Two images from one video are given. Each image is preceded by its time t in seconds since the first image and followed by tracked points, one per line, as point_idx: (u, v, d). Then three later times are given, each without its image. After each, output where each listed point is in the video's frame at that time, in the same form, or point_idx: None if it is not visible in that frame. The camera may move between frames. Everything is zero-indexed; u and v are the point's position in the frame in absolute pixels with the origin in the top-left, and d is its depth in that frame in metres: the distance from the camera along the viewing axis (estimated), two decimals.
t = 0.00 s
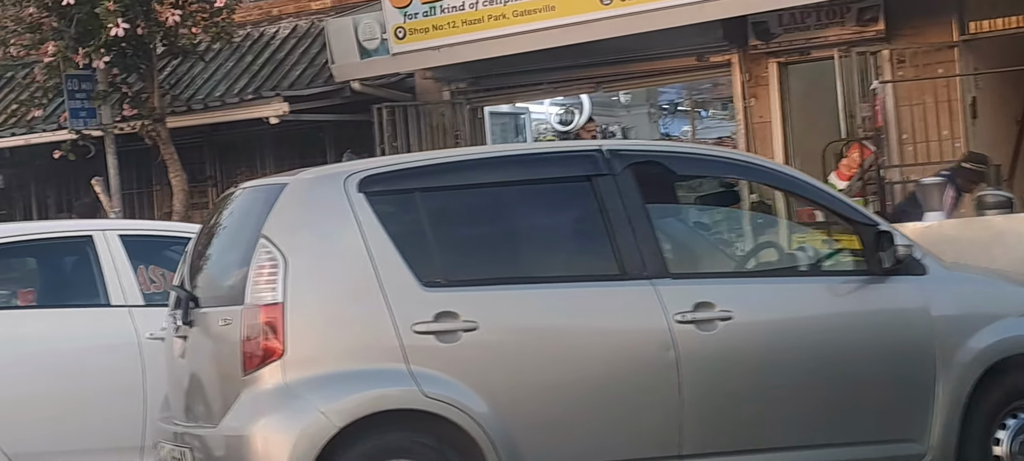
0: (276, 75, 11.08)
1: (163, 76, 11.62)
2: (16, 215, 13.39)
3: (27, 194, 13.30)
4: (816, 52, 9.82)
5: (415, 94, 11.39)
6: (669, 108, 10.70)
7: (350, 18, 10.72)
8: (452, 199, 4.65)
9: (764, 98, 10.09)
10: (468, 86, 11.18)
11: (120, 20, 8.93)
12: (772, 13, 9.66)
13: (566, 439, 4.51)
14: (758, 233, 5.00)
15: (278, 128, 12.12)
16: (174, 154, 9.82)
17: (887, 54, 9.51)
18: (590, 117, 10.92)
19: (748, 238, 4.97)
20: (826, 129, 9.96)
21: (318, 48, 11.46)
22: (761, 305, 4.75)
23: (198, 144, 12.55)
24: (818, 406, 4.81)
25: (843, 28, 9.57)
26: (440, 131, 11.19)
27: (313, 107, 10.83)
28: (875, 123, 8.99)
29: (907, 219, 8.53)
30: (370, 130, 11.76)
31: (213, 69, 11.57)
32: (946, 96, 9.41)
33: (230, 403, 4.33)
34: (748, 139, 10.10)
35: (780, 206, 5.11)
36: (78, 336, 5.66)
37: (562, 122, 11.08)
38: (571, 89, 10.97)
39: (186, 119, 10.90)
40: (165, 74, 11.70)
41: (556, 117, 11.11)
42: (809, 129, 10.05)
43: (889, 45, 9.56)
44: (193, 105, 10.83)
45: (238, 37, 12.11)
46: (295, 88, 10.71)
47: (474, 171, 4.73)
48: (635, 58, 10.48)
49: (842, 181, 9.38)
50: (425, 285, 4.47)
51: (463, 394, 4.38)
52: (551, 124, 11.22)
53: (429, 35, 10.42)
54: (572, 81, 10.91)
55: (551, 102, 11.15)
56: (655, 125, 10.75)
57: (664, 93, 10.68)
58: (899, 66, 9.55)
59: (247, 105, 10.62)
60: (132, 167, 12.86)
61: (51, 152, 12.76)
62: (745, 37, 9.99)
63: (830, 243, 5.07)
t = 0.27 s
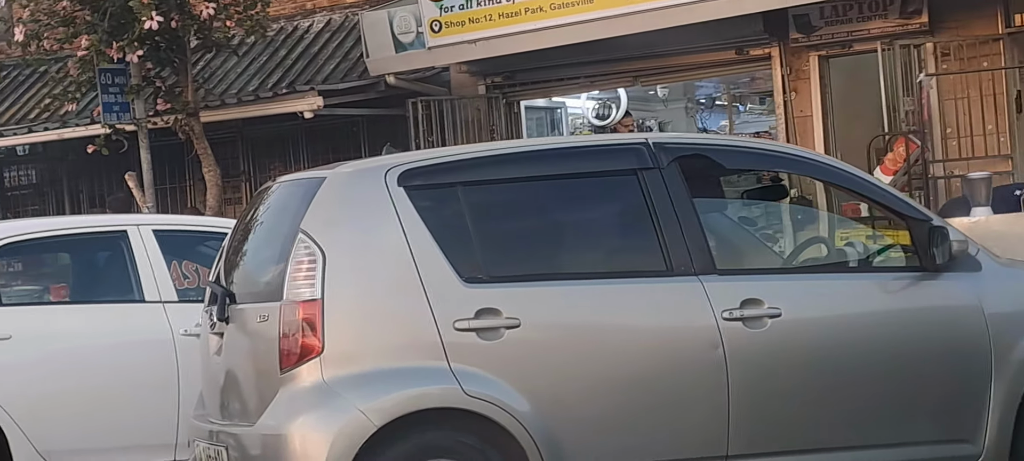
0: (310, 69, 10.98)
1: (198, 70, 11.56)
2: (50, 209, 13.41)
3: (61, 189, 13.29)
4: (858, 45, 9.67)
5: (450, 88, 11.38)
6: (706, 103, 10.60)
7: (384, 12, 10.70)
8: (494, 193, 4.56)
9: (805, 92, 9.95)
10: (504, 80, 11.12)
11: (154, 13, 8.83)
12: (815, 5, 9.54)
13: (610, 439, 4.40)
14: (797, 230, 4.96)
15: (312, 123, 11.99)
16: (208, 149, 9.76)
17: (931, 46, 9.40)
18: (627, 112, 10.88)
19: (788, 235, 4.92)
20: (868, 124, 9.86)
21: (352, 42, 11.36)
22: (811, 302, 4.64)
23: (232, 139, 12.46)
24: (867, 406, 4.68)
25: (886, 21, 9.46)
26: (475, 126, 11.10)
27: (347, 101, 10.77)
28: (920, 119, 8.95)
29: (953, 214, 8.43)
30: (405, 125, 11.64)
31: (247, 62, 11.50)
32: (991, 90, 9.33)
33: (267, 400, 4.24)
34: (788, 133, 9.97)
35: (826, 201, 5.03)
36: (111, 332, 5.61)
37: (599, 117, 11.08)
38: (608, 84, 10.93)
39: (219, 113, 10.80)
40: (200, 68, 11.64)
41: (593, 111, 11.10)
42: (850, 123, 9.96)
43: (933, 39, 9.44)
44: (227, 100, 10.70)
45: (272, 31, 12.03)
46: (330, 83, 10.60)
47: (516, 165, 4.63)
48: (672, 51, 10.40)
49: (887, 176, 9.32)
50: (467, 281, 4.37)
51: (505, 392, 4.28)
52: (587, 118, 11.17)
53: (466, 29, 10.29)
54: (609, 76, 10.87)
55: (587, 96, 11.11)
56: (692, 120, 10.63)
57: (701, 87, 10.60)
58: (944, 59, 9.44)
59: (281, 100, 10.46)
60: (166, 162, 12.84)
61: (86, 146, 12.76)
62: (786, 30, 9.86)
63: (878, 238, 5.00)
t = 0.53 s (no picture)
0: (325, 65, 10.97)
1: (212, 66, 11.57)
2: (64, 205, 13.44)
3: (76, 184, 13.31)
4: (873, 41, 9.66)
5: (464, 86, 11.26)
6: (720, 99, 10.68)
7: (400, 7, 10.66)
8: (510, 189, 4.55)
9: (820, 89, 9.93)
10: (519, 77, 11.08)
11: (170, 10, 8.86)
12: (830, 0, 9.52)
13: (626, 437, 4.39)
14: (812, 227, 4.97)
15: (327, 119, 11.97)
16: (223, 144, 9.77)
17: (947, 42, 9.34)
18: (641, 108, 11.00)
19: (803, 232, 4.92)
20: (883, 122, 9.85)
21: (366, 38, 11.36)
22: (828, 299, 4.63)
23: (247, 134, 12.46)
24: (883, 404, 4.67)
25: (900, 17, 9.42)
26: (489, 121, 11.12)
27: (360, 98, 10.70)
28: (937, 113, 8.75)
29: (969, 212, 8.41)
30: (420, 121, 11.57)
31: (261, 58, 11.49)
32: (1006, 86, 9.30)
33: (282, 396, 4.23)
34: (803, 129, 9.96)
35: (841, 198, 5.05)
36: (126, 328, 5.63)
37: (612, 113, 11.22)
38: (622, 81, 10.94)
39: (234, 110, 10.78)
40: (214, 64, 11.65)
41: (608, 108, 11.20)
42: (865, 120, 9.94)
43: (947, 35, 9.40)
44: (242, 95, 10.69)
45: (287, 27, 12.01)
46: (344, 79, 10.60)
47: (532, 161, 4.62)
48: (686, 49, 10.37)
49: (904, 172, 9.27)
50: (483, 277, 4.37)
51: (521, 389, 4.27)
52: (603, 114, 11.32)
53: (479, 25, 10.34)
54: (623, 73, 10.86)
55: (601, 93, 11.20)
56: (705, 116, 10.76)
57: (716, 83, 10.64)
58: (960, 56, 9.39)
59: (296, 96, 10.39)
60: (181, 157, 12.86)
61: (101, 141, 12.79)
62: (801, 25, 9.83)
63: (893, 235, 4.99)
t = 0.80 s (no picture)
0: (334, 62, 10.99)
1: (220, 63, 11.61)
2: (73, 202, 13.49)
3: (85, 180, 13.35)
4: (880, 39, 9.68)
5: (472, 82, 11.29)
6: (727, 95, 10.85)
7: (407, 5, 10.66)
8: (516, 185, 4.56)
9: (827, 85, 9.91)
10: (527, 74, 11.09)
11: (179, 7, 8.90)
12: None
13: (632, 433, 4.41)
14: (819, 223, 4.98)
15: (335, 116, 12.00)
16: (232, 141, 9.80)
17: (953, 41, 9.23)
18: (649, 105, 11.13)
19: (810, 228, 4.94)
20: (890, 120, 9.89)
21: (375, 35, 11.38)
22: (834, 296, 4.63)
23: (255, 131, 12.49)
24: (889, 400, 4.67)
25: (907, 15, 9.40)
26: (498, 118, 11.10)
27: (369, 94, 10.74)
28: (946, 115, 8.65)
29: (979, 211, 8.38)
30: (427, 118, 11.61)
31: (270, 55, 11.52)
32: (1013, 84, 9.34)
33: (290, 391, 4.25)
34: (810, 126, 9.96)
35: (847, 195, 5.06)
36: (134, 323, 5.65)
37: (621, 110, 11.35)
38: (630, 78, 10.94)
39: (242, 106, 10.83)
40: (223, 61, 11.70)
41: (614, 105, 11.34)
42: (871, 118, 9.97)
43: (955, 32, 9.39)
44: (250, 92, 10.72)
45: (295, 24, 12.03)
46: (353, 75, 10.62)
47: (538, 157, 4.63)
48: (694, 46, 10.38)
49: (911, 169, 9.32)
50: (490, 273, 4.38)
51: (527, 384, 4.29)
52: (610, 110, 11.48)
53: (487, 22, 10.36)
54: (631, 70, 10.86)
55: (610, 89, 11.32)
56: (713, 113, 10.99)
57: (723, 81, 10.75)
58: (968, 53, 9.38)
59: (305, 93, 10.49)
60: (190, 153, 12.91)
61: (110, 138, 12.83)
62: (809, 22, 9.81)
63: (899, 232, 4.99)
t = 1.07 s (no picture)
0: (342, 55, 10.97)
1: (228, 56, 11.60)
2: (81, 195, 13.50)
3: (92, 173, 13.37)
4: (889, 31, 9.65)
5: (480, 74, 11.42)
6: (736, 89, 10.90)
7: None
8: (524, 179, 4.56)
9: (835, 79, 9.92)
10: (534, 66, 11.08)
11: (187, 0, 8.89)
12: None
13: (640, 427, 4.40)
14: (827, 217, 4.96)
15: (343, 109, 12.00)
16: (239, 134, 9.79)
17: (962, 34, 9.35)
18: (658, 99, 11.20)
19: (818, 222, 4.93)
20: (898, 113, 9.81)
21: (383, 28, 11.38)
22: (842, 290, 4.63)
23: (263, 124, 12.48)
24: (897, 394, 4.67)
25: (916, 8, 9.43)
26: (505, 111, 11.05)
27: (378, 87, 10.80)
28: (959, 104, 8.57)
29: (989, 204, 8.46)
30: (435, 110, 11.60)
31: (277, 48, 11.52)
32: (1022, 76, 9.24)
33: (298, 385, 4.25)
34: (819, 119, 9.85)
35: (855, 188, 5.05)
36: (142, 316, 5.65)
37: (630, 103, 11.43)
38: (637, 71, 10.92)
39: (250, 99, 10.83)
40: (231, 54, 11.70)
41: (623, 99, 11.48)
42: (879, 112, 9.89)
43: (964, 26, 9.37)
44: (258, 86, 10.73)
45: (303, 17, 12.01)
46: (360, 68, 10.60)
47: (546, 150, 4.62)
48: (702, 38, 10.34)
49: (918, 163, 9.32)
50: (498, 267, 4.38)
51: (535, 378, 4.28)
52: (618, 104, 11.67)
53: (496, 15, 10.32)
54: (638, 64, 10.83)
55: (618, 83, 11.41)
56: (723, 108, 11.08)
57: (732, 73, 10.78)
58: (976, 47, 9.37)
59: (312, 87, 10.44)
60: (198, 146, 12.92)
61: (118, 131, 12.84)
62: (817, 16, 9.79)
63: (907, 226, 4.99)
